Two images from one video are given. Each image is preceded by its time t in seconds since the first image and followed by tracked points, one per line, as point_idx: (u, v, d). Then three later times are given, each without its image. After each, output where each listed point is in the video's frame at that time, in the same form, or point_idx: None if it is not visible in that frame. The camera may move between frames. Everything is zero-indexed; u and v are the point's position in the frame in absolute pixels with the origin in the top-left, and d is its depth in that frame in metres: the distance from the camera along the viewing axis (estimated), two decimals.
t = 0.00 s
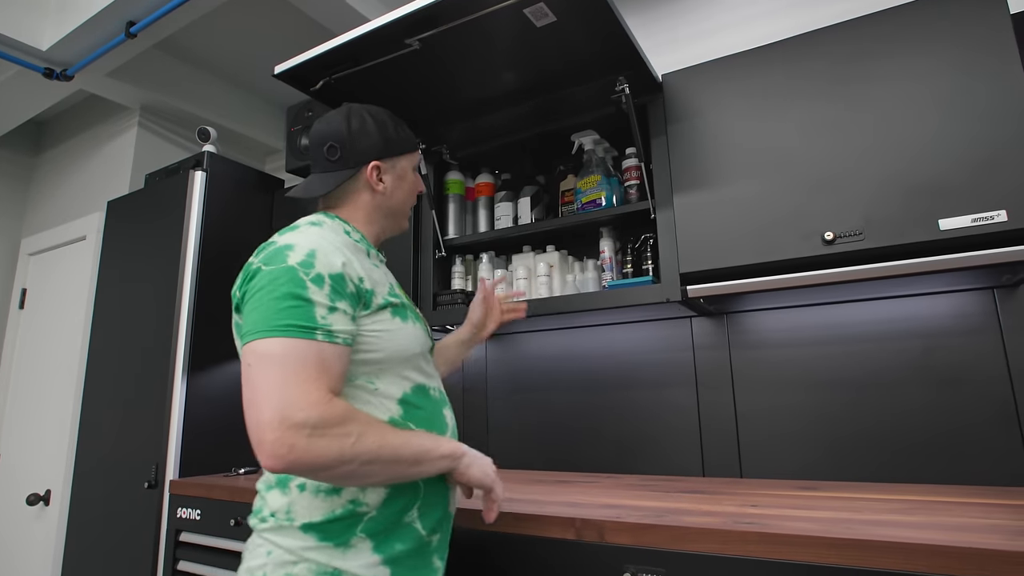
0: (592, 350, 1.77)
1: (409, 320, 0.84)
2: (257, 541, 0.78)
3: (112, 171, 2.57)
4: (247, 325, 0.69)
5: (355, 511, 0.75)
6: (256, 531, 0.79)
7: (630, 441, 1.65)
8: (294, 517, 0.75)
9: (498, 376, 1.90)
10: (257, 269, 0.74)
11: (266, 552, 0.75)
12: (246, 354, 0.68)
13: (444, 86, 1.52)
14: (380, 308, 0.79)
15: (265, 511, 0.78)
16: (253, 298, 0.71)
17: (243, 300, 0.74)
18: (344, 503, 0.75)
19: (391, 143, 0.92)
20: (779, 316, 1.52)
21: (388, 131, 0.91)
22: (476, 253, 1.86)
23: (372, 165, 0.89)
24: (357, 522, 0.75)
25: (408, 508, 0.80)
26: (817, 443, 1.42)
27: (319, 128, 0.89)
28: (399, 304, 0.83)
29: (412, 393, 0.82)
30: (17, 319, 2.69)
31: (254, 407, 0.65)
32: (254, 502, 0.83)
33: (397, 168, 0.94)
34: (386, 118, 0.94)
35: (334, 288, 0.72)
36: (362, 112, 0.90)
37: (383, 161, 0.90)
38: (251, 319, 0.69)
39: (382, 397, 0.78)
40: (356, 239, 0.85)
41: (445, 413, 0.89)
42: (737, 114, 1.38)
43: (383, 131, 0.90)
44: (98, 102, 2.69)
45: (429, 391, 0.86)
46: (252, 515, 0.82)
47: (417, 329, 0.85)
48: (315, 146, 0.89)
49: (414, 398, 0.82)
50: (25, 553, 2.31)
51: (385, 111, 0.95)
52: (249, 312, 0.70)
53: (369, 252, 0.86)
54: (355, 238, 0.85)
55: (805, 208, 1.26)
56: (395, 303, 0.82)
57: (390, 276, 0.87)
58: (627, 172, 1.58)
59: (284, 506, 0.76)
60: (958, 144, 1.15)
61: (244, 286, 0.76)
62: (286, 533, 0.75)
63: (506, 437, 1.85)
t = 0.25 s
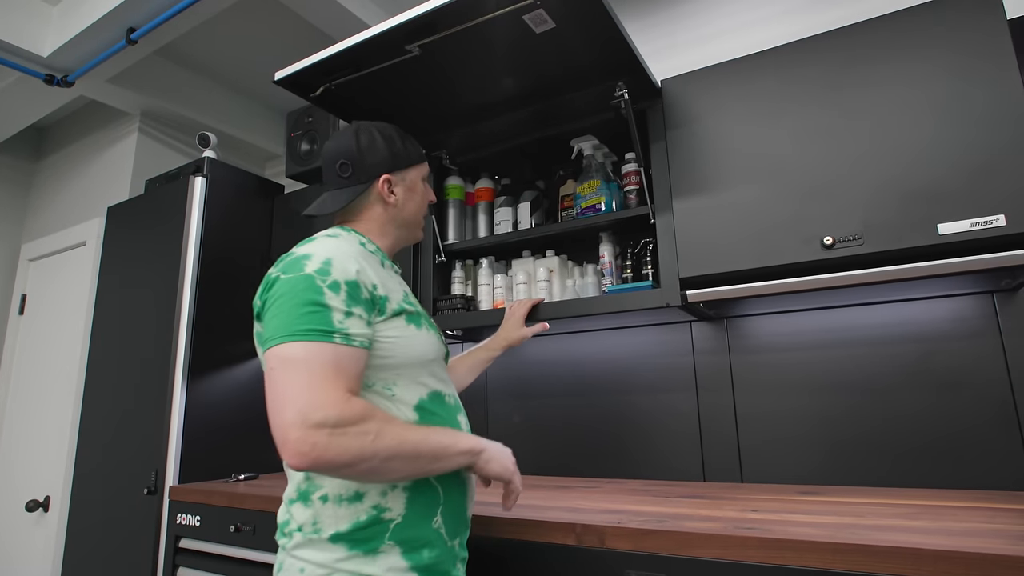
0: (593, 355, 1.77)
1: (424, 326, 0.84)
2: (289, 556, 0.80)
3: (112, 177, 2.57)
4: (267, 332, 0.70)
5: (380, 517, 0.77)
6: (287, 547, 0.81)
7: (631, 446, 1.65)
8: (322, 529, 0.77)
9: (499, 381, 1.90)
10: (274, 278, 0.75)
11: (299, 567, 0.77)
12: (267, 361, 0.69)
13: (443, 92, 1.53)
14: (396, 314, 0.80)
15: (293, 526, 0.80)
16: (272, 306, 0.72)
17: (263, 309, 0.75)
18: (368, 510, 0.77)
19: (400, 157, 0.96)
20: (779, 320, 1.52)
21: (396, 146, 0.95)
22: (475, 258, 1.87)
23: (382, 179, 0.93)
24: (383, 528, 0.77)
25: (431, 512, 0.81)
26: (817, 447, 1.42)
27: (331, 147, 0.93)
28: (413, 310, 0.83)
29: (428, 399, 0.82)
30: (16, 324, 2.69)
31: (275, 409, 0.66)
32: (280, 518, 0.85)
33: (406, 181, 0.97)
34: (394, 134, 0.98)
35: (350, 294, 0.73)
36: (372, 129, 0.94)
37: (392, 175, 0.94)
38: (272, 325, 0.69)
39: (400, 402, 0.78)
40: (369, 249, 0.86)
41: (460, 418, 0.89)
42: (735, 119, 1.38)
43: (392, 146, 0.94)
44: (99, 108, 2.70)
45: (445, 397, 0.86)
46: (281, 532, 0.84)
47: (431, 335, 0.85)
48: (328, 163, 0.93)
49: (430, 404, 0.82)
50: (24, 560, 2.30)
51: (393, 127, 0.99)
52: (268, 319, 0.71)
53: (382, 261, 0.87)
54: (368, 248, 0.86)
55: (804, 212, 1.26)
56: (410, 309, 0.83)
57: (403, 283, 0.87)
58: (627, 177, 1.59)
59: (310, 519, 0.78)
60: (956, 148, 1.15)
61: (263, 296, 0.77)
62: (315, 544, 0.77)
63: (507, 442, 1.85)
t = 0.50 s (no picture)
0: (591, 357, 1.77)
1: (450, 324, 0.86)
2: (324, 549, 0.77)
3: (109, 180, 2.57)
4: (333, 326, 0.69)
5: (419, 503, 0.76)
6: (321, 540, 0.78)
7: (629, 449, 1.64)
8: (362, 517, 0.74)
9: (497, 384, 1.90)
10: (325, 274, 0.75)
11: (338, 560, 0.74)
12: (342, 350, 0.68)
13: (441, 95, 1.53)
14: (431, 308, 0.82)
15: (328, 517, 0.77)
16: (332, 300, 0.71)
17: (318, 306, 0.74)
18: (408, 496, 0.75)
19: (406, 167, 0.97)
20: (776, 323, 1.52)
21: (403, 156, 0.96)
22: (473, 261, 1.86)
23: (388, 189, 0.94)
24: (421, 515, 0.76)
25: (461, 502, 0.81)
26: (816, 450, 1.42)
27: (339, 159, 0.96)
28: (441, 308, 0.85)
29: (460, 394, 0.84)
30: (13, 328, 2.69)
31: (366, 394, 0.64)
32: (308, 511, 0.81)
33: (412, 190, 0.98)
34: (401, 144, 0.99)
35: (404, 283, 0.74)
36: (378, 140, 0.96)
37: (398, 184, 0.95)
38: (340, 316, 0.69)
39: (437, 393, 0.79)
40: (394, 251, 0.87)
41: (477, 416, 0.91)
42: (732, 122, 1.39)
43: (398, 156, 0.96)
44: (96, 112, 2.69)
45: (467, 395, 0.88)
46: (311, 526, 0.81)
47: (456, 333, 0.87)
48: (337, 174, 0.96)
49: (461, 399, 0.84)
50: (19, 565, 2.29)
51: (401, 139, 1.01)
52: (332, 314, 0.69)
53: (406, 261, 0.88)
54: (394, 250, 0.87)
55: (801, 214, 1.26)
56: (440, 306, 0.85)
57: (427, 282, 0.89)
58: (624, 180, 1.59)
59: (348, 508, 0.75)
60: (952, 150, 1.16)
61: (313, 294, 0.76)
62: (353, 534, 0.74)
63: (505, 445, 1.85)
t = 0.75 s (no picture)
0: (588, 359, 1.77)
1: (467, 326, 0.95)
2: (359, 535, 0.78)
3: (105, 180, 2.56)
4: (440, 310, 0.76)
5: (456, 490, 0.81)
6: (355, 526, 0.79)
7: (626, 450, 1.64)
8: (407, 501, 0.77)
9: (494, 386, 1.90)
10: (400, 271, 0.79)
11: (379, 545, 0.76)
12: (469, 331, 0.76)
13: (439, 95, 1.53)
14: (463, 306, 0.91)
15: (366, 502, 0.78)
16: (422, 293, 0.78)
17: (398, 301, 0.78)
18: (448, 482, 0.80)
19: (414, 167, 1.05)
20: (772, 325, 1.53)
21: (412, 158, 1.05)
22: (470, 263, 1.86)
23: (399, 188, 1.02)
24: (458, 502, 0.81)
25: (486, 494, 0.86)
26: (813, 451, 1.43)
27: (350, 163, 1.03)
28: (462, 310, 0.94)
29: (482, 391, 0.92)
30: (8, 328, 2.67)
31: (509, 361, 0.75)
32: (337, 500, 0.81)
33: (421, 190, 1.07)
34: (409, 146, 1.08)
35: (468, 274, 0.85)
36: (387, 143, 1.04)
37: (408, 185, 1.03)
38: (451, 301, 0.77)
39: (473, 386, 0.86)
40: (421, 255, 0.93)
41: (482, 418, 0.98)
42: (729, 124, 1.39)
43: (407, 157, 1.04)
44: (92, 111, 2.69)
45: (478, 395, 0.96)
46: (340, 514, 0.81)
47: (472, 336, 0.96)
48: (347, 176, 1.03)
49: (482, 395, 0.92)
50: (14, 566, 2.28)
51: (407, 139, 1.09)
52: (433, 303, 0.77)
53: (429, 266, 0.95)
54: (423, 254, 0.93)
55: (798, 216, 1.27)
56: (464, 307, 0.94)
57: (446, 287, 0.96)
58: (621, 181, 1.59)
59: (393, 492, 0.78)
60: (948, 153, 1.16)
61: (384, 289, 0.79)
62: (395, 518, 0.77)
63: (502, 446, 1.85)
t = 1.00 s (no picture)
0: (583, 362, 1.77)
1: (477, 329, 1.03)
2: (388, 520, 0.82)
3: (99, 181, 2.55)
4: (497, 292, 0.88)
5: (480, 480, 0.86)
6: (385, 512, 0.83)
7: (620, 453, 1.64)
8: (438, 486, 0.83)
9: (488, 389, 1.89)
10: (451, 262, 0.89)
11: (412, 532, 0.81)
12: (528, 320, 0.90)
13: (434, 98, 1.53)
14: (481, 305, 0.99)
15: (398, 488, 0.83)
16: (475, 280, 0.88)
17: (451, 289, 0.87)
18: (475, 471, 0.86)
19: (423, 168, 1.10)
20: (766, 328, 1.53)
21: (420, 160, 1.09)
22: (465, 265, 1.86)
23: (409, 189, 1.06)
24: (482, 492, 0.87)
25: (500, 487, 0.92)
26: (806, 455, 1.43)
27: (360, 164, 1.07)
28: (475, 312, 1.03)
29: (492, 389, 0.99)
30: None
31: (555, 329, 0.91)
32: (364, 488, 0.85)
33: (429, 191, 1.11)
34: (417, 147, 1.12)
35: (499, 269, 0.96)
36: (396, 145, 1.08)
37: (417, 186, 1.08)
38: (505, 281, 0.89)
39: (492, 381, 0.94)
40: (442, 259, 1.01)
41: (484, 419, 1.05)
42: (723, 128, 1.39)
43: (416, 159, 1.08)
44: (86, 112, 2.67)
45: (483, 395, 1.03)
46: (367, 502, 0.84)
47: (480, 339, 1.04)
48: (357, 177, 1.07)
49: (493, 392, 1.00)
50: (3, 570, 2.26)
51: (414, 140, 1.13)
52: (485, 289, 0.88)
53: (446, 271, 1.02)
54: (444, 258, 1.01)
55: (792, 220, 1.27)
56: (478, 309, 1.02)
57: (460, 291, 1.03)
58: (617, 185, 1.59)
59: (425, 478, 0.83)
60: (941, 158, 1.16)
61: (435, 280, 0.87)
62: (427, 504, 0.82)
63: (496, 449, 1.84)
